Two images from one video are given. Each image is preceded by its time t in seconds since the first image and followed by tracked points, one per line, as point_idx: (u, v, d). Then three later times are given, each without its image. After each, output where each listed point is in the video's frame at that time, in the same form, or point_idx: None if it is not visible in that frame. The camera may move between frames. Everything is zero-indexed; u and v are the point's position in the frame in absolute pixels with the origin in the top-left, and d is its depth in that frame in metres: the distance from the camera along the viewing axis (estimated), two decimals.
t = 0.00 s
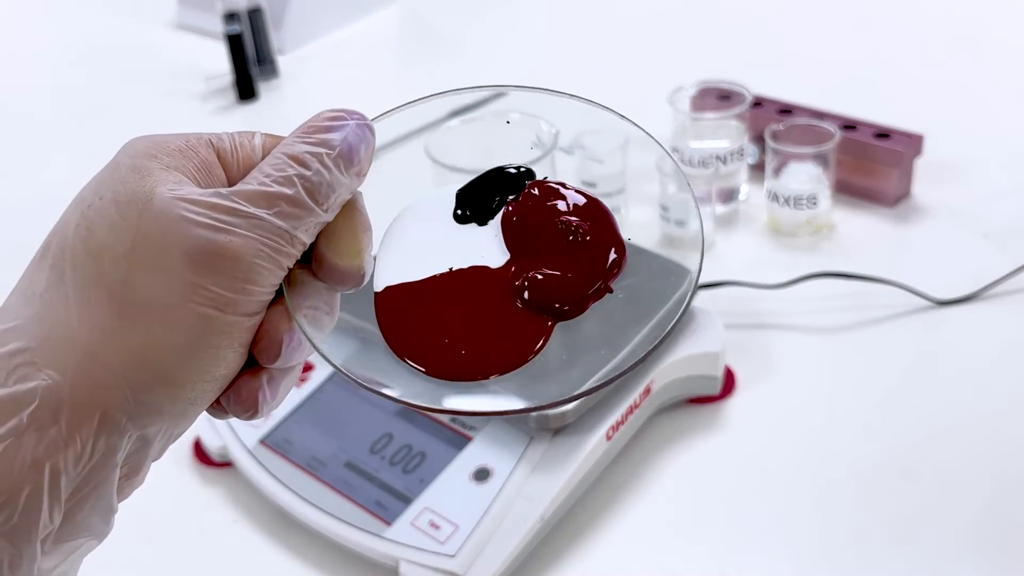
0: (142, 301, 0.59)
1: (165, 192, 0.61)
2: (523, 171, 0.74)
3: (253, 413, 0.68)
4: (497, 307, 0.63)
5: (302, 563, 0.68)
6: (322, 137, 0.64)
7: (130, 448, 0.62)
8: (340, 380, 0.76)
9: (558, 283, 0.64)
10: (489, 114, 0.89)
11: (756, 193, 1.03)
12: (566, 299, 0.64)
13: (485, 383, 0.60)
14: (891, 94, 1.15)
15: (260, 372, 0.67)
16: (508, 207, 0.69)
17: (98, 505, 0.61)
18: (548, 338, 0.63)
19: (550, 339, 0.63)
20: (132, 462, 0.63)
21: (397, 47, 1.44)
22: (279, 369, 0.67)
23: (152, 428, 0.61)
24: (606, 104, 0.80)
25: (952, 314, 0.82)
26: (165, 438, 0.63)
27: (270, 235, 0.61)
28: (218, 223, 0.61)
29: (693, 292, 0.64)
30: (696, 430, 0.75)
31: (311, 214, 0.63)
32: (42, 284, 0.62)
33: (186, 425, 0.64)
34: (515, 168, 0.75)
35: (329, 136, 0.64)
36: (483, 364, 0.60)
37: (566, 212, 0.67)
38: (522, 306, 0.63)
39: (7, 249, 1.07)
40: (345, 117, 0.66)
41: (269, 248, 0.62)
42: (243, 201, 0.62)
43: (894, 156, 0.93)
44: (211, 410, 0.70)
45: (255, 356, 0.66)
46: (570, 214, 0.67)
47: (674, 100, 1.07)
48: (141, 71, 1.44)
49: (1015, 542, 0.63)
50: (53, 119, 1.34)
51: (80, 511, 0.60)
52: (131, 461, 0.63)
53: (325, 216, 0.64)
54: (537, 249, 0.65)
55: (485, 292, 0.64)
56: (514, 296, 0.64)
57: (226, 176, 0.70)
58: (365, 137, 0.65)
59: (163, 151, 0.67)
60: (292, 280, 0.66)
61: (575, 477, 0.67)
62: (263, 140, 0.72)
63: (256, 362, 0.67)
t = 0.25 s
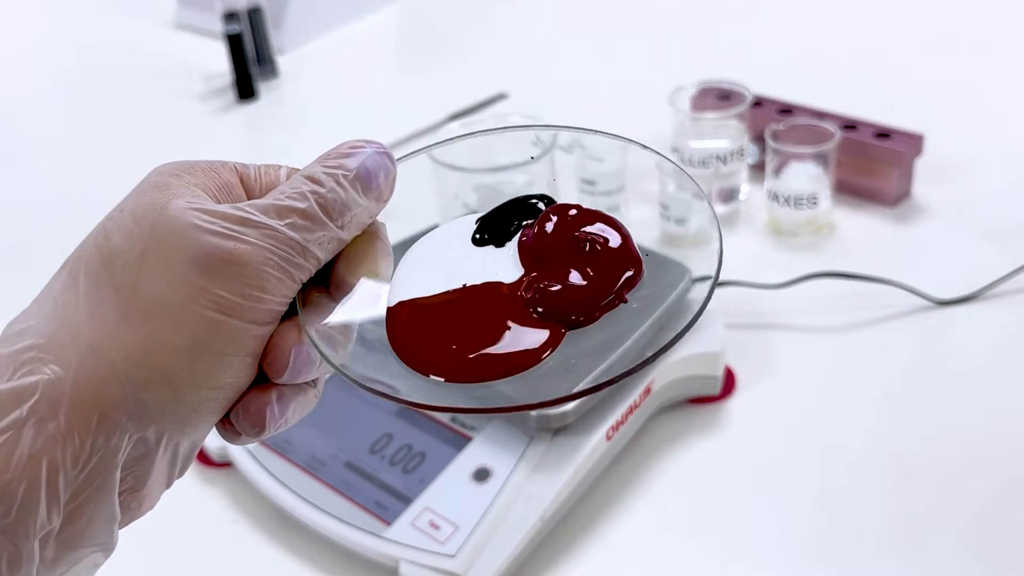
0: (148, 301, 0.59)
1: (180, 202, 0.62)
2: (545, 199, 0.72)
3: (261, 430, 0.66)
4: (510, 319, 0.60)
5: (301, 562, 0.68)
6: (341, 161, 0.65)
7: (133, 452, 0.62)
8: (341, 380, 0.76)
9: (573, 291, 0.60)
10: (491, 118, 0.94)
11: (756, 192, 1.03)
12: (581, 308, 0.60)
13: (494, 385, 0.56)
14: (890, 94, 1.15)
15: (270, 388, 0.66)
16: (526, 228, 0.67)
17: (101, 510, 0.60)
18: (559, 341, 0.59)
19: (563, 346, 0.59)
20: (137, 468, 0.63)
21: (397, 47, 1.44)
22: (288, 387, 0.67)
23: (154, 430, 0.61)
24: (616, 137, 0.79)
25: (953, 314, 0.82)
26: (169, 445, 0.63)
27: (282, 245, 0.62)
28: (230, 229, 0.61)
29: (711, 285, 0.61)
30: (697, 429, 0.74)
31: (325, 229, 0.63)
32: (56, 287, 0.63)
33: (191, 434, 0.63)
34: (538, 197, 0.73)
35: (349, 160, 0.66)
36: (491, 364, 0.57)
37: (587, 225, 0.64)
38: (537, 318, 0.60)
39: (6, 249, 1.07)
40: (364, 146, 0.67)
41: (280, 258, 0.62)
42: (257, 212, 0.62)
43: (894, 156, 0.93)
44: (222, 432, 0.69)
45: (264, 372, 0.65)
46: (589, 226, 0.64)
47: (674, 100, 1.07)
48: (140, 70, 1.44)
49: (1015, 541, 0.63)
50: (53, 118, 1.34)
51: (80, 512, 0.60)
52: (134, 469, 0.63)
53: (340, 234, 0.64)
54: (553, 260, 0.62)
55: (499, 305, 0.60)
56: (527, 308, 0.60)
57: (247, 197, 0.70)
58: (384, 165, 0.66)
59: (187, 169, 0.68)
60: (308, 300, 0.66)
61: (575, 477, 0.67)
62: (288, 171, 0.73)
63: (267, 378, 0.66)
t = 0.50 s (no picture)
0: (149, 308, 0.59)
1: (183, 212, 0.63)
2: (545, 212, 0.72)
3: (261, 440, 0.65)
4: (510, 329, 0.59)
5: (301, 562, 0.68)
6: (342, 171, 0.66)
7: (133, 460, 0.62)
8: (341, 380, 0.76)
9: (574, 303, 0.60)
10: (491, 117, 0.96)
11: (756, 192, 1.03)
12: (581, 318, 0.60)
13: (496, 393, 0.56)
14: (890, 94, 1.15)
15: (271, 398, 0.66)
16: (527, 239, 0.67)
17: (103, 518, 0.60)
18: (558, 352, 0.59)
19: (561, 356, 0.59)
20: (138, 476, 0.62)
21: (397, 46, 1.44)
22: (289, 397, 0.66)
23: (153, 438, 0.60)
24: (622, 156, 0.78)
25: (953, 314, 0.82)
26: (170, 454, 0.62)
27: (283, 254, 0.62)
28: (231, 237, 0.61)
29: (713, 283, 0.61)
30: (697, 429, 0.74)
31: (326, 238, 0.63)
32: (59, 295, 0.63)
33: (192, 443, 0.63)
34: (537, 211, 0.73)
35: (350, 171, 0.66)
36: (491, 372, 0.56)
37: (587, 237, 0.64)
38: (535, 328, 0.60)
39: (6, 249, 1.07)
40: (364, 156, 0.67)
41: (281, 267, 0.62)
42: (259, 221, 0.63)
43: (895, 156, 0.93)
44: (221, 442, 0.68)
45: (266, 382, 0.65)
46: (590, 237, 0.64)
47: (674, 100, 1.07)
48: (140, 70, 1.44)
49: (1014, 541, 0.63)
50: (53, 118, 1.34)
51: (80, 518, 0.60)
52: (134, 478, 0.63)
53: (341, 243, 0.64)
54: (553, 271, 0.62)
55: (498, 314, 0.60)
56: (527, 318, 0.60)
57: (250, 208, 0.70)
58: (385, 176, 0.67)
59: (190, 179, 0.69)
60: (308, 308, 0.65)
61: (575, 477, 0.67)
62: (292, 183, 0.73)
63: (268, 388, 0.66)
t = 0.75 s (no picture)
0: (157, 328, 0.59)
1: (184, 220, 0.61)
2: (546, 204, 0.71)
3: (270, 445, 0.67)
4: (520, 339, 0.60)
5: (301, 562, 0.68)
6: (340, 164, 0.64)
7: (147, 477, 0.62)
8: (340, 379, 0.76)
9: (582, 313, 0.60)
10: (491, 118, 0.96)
11: (757, 193, 1.03)
12: (592, 328, 0.61)
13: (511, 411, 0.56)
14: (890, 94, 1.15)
15: (278, 404, 0.66)
16: (531, 237, 0.66)
17: (115, 535, 0.60)
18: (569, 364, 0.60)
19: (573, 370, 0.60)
20: (152, 491, 0.62)
21: (397, 46, 1.44)
22: (296, 402, 0.67)
23: (168, 457, 0.60)
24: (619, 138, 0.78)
25: (953, 314, 0.82)
26: (182, 468, 0.62)
27: (288, 260, 0.61)
28: (236, 247, 0.60)
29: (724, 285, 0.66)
30: (696, 429, 0.74)
31: (329, 240, 0.62)
32: (62, 312, 0.62)
33: (202, 455, 0.63)
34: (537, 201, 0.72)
35: (349, 164, 0.64)
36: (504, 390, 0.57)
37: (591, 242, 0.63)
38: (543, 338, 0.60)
39: (6, 249, 1.07)
40: (362, 145, 0.66)
41: (287, 274, 0.61)
42: (262, 227, 0.61)
43: (895, 156, 0.93)
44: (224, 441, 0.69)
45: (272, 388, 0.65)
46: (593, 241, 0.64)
47: (674, 100, 1.07)
48: (140, 70, 1.44)
49: (1014, 541, 0.63)
50: (52, 118, 1.34)
51: (96, 538, 0.60)
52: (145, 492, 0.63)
53: (343, 242, 0.64)
54: (558, 279, 0.62)
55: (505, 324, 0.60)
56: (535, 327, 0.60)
57: (247, 203, 0.69)
58: (382, 164, 0.66)
59: (186, 177, 0.67)
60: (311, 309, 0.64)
61: (575, 477, 0.67)
62: (286, 168, 0.71)
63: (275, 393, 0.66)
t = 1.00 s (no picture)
0: (171, 344, 0.58)
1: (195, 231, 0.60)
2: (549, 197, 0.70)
3: (279, 447, 0.67)
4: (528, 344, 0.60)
5: (301, 563, 0.68)
6: (345, 164, 0.63)
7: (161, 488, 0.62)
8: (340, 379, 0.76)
9: (590, 323, 0.62)
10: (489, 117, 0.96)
11: (757, 193, 1.03)
12: (599, 336, 0.62)
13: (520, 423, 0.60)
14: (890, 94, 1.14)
15: (287, 407, 0.66)
16: (537, 236, 0.65)
17: (129, 544, 0.61)
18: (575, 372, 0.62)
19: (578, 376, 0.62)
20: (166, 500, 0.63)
21: (398, 46, 1.44)
22: (304, 405, 0.67)
23: (183, 470, 0.61)
24: (611, 124, 0.78)
25: (953, 313, 0.82)
26: (195, 477, 0.63)
27: (298, 268, 0.60)
28: (247, 258, 0.59)
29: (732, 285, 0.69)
30: (697, 429, 0.74)
31: (337, 244, 0.62)
32: (69, 328, 0.61)
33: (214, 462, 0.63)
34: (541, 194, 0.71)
35: (354, 163, 0.63)
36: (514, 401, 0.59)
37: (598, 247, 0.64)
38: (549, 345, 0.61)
39: (6, 249, 1.07)
40: (365, 140, 0.65)
41: (298, 283, 0.61)
42: (270, 234, 0.61)
43: (896, 156, 0.93)
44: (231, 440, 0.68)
45: (281, 391, 0.65)
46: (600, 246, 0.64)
47: (674, 100, 1.07)
48: (140, 70, 1.44)
49: (1015, 542, 0.63)
50: (53, 118, 1.34)
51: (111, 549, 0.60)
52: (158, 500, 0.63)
53: (351, 245, 0.63)
54: (566, 284, 0.62)
55: (511, 327, 0.61)
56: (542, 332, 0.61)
57: (251, 203, 0.69)
58: (386, 159, 0.65)
59: (189, 183, 0.66)
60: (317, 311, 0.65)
61: (574, 477, 0.67)
62: (286, 163, 0.71)
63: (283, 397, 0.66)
